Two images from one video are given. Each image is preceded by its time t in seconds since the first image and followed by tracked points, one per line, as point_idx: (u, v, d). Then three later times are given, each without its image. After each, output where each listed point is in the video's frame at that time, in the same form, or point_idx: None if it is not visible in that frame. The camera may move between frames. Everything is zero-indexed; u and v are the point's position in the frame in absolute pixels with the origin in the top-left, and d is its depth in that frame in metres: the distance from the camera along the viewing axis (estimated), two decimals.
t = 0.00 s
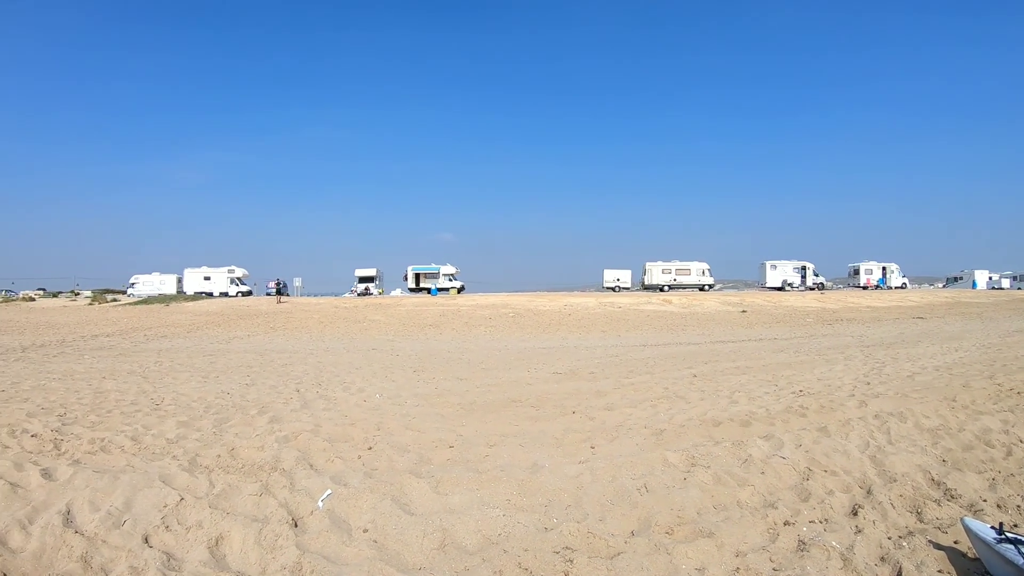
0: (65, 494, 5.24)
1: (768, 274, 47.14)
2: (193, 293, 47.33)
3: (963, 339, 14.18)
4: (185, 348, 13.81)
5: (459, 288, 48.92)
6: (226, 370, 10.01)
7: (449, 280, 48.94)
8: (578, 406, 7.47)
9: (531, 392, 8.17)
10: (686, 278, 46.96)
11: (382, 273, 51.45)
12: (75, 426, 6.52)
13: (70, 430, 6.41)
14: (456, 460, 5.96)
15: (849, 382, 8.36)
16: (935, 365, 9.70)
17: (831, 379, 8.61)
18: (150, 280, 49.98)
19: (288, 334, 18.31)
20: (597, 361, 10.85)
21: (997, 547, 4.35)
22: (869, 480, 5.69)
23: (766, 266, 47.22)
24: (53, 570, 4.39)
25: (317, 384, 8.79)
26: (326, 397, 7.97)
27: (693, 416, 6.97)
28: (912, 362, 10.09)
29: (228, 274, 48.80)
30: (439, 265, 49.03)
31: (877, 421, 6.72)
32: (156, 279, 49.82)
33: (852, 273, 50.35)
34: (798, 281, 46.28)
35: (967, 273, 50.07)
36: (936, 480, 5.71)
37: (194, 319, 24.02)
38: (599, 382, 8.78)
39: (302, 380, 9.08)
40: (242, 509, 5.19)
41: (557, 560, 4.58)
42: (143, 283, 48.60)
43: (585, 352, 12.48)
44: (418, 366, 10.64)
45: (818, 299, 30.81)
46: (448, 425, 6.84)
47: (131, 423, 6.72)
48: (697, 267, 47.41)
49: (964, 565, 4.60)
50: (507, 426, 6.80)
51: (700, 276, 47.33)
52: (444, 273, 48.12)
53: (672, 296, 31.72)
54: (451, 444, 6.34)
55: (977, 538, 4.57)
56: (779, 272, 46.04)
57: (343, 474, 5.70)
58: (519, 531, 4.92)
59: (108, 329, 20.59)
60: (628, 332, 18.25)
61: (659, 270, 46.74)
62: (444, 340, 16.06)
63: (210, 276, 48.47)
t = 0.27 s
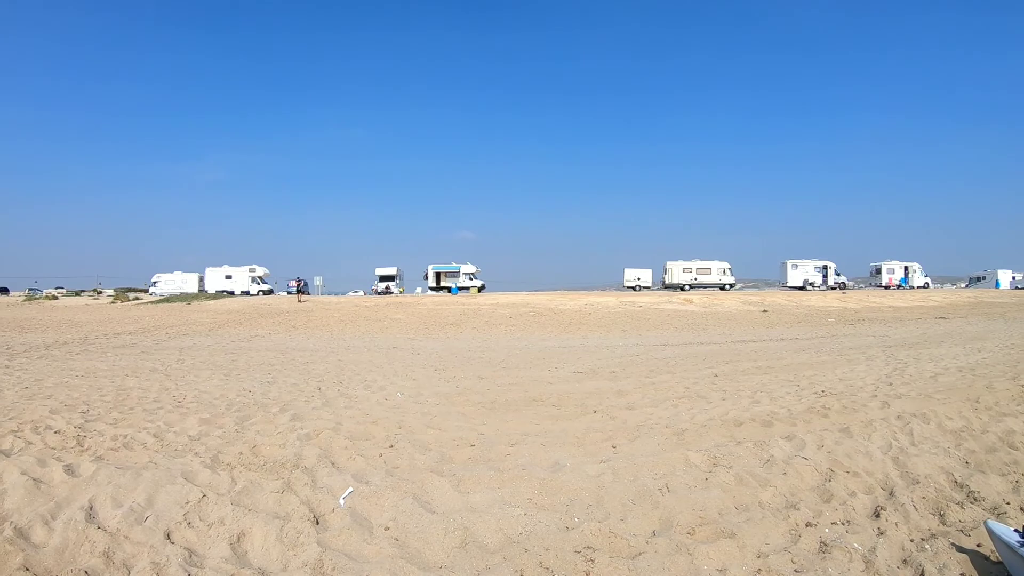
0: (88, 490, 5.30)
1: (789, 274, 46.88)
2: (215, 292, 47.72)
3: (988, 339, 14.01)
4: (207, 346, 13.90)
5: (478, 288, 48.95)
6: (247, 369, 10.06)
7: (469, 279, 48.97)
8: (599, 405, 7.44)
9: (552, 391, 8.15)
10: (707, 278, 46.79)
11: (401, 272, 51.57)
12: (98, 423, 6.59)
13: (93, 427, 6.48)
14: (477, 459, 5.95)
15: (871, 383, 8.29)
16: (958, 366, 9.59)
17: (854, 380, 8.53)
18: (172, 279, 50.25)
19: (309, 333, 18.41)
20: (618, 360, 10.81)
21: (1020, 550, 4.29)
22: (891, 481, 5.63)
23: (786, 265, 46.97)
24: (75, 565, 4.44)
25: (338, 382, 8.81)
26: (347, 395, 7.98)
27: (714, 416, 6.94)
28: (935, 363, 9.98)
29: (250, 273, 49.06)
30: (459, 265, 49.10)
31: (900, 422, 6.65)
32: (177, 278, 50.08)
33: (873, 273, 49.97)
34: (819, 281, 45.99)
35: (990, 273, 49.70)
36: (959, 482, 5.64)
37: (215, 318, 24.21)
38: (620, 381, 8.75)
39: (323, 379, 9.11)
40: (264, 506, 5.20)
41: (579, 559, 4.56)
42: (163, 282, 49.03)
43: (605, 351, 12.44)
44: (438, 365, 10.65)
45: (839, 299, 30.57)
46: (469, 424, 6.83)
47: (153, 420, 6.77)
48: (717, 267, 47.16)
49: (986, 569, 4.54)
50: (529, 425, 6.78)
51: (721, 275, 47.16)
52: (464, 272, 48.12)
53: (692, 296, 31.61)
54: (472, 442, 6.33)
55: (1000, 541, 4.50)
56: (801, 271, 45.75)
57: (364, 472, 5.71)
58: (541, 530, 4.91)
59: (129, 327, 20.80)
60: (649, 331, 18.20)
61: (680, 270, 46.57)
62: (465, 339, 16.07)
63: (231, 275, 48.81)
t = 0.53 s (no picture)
0: (103, 489, 5.34)
1: (803, 274, 46.75)
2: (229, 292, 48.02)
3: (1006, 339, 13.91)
4: (221, 346, 13.97)
5: (492, 288, 49.01)
6: (261, 368, 10.10)
7: (482, 279, 49.02)
8: (613, 406, 7.43)
9: (566, 391, 8.14)
10: (720, 278, 46.72)
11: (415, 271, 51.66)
12: (114, 422, 6.63)
13: (108, 425, 6.53)
14: (491, 459, 5.95)
15: (886, 384, 8.24)
16: (975, 367, 9.52)
17: (868, 381, 8.49)
18: (186, 279, 50.48)
19: (322, 333, 18.49)
20: (632, 360, 10.79)
21: None
22: (906, 483, 5.58)
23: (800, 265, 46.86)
24: (90, 563, 4.47)
25: (353, 382, 8.83)
26: (361, 395, 7.99)
27: (729, 416, 6.91)
28: (951, 364, 9.91)
29: (264, 273, 49.27)
30: (472, 265, 49.18)
31: (915, 423, 6.61)
32: (192, 279, 50.39)
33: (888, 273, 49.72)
34: (834, 280, 45.84)
35: (1006, 273, 49.35)
36: (974, 484, 5.58)
37: (229, 317, 24.34)
38: (634, 381, 8.74)
39: (337, 378, 9.14)
40: (278, 505, 5.21)
41: (593, 560, 4.55)
42: (178, 282, 49.27)
43: (619, 351, 12.43)
44: (452, 364, 10.65)
45: (853, 299, 30.42)
46: (483, 424, 6.83)
47: (168, 419, 6.80)
48: (731, 266, 47.04)
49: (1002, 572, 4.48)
50: (543, 425, 6.78)
51: (735, 275, 47.06)
52: (478, 271, 48.18)
53: (706, 296, 31.54)
54: (486, 442, 6.33)
55: (1015, 544, 4.44)
56: (815, 271, 45.61)
57: (378, 471, 5.71)
58: (554, 531, 4.90)
59: (143, 326, 20.94)
60: (663, 331, 18.17)
61: (693, 270, 46.54)
62: (479, 339, 16.10)
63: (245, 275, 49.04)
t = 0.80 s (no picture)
0: (114, 488, 5.36)
1: (812, 275, 46.76)
2: (240, 292, 48.24)
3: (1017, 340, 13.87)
4: (230, 345, 14.02)
5: (502, 288, 49.09)
6: (270, 368, 10.13)
7: (491, 280, 49.11)
8: (622, 406, 7.42)
9: (575, 391, 8.15)
10: (730, 278, 46.77)
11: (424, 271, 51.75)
12: (124, 421, 6.66)
13: (118, 425, 6.55)
14: (501, 459, 5.95)
15: (895, 385, 8.22)
16: (985, 368, 9.49)
17: (878, 382, 8.47)
18: (195, 279, 50.83)
19: (332, 333, 18.57)
20: (641, 361, 10.78)
21: None
22: (916, 484, 5.56)
23: (810, 265, 46.86)
24: (100, 562, 4.50)
25: (362, 382, 8.85)
26: (371, 395, 8.01)
27: (738, 417, 6.91)
28: (960, 365, 9.89)
29: (273, 273, 49.50)
30: (482, 265, 49.28)
31: (925, 424, 6.59)
32: (202, 279, 50.54)
33: (898, 274, 49.68)
34: (843, 281, 45.79)
35: (1016, 273, 49.25)
36: (984, 485, 5.55)
37: (239, 318, 24.43)
38: (643, 382, 8.73)
39: (347, 378, 9.16)
40: (288, 504, 5.22)
41: (602, 560, 4.54)
42: (188, 283, 49.53)
43: (628, 352, 12.43)
44: (461, 365, 10.67)
45: (863, 299, 30.37)
46: (493, 424, 6.84)
47: (178, 419, 6.82)
48: (740, 267, 47.02)
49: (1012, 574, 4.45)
50: (552, 425, 6.78)
51: (745, 276, 47.06)
52: (488, 271, 48.24)
53: (715, 296, 31.56)
54: (496, 442, 6.33)
55: None
56: (824, 272, 45.64)
57: (388, 471, 5.72)
58: (564, 531, 4.90)
59: (153, 326, 21.05)
60: (672, 331, 18.19)
61: (703, 270, 46.59)
62: (488, 339, 16.13)
63: (255, 275, 49.24)
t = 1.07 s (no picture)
0: (126, 486, 5.39)
1: (823, 274, 46.69)
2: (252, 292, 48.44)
3: None
4: (242, 345, 14.07)
5: (513, 288, 49.14)
6: (281, 367, 10.15)
7: (502, 279, 49.20)
8: (633, 406, 7.41)
9: (586, 391, 8.14)
10: (741, 277, 46.76)
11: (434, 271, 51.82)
12: (136, 420, 6.69)
13: (131, 424, 6.58)
14: (512, 458, 5.95)
15: (907, 385, 8.19)
16: (998, 369, 9.44)
17: (890, 382, 8.43)
18: (207, 280, 51.05)
19: (344, 332, 18.62)
20: (652, 361, 10.77)
21: None
22: (928, 485, 5.53)
23: (821, 264, 46.80)
24: (112, 560, 4.52)
25: (373, 381, 8.86)
26: (382, 394, 8.02)
27: (750, 417, 6.89)
28: (973, 365, 9.83)
29: (284, 273, 49.69)
30: (492, 265, 49.40)
31: (937, 425, 6.56)
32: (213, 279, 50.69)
33: (909, 274, 49.51)
34: (854, 280, 45.72)
35: None
36: (996, 486, 5.51)
37: (250, 317, 24.52)
38: (653, 382, 8.72)
39: (358, 377, 9.17)
40: (300, 503, 5.23)
41: (613, 560, 4.54)
42: (199, 283, 49.80)
43: (639, 351, 12.42)
44: (472, 364, 10.68)
45: (874, 299, 30.26)
46: (504, 424, 6.84)
47: (190, 418, 6.85)
48: (751, 267, 46.94)
49: None
50: (564, 425, 6.77)
51: (755, 275, 46.95)
52: (498, 271, 48.26)
53: (726, 296, 31.51)
54: (507, 442, 6.33)
55: None
56: (835, 272, 45.58)
57: (399, 470, 5.73)
58: (575, 530, 4.89)
59: (164, 325, 21.17)
60: (683, 331, 18.18)
61: (713, 270, 46.59)
62: (499, 339, 16.15)
63: (266, 275, 49.46)
